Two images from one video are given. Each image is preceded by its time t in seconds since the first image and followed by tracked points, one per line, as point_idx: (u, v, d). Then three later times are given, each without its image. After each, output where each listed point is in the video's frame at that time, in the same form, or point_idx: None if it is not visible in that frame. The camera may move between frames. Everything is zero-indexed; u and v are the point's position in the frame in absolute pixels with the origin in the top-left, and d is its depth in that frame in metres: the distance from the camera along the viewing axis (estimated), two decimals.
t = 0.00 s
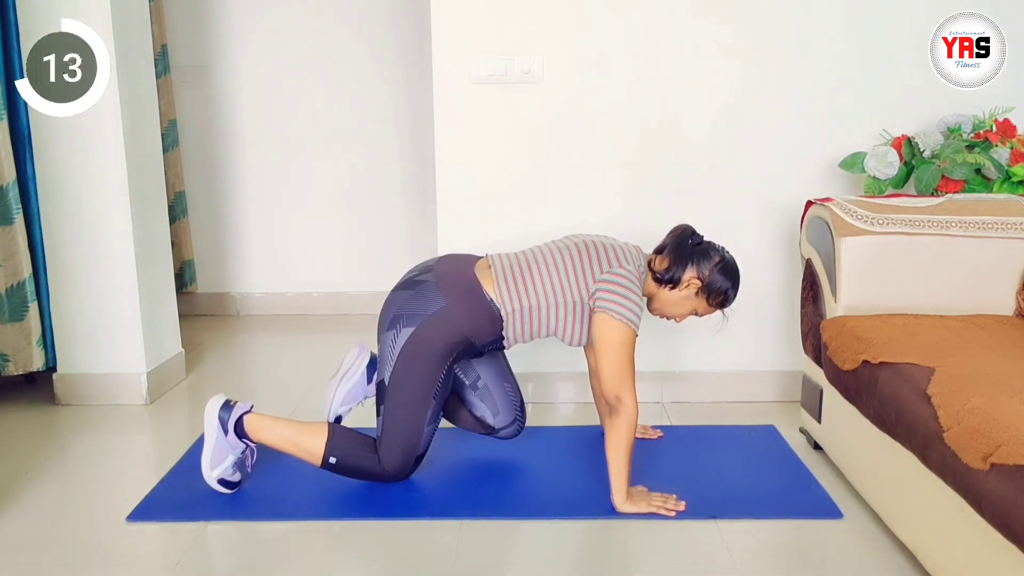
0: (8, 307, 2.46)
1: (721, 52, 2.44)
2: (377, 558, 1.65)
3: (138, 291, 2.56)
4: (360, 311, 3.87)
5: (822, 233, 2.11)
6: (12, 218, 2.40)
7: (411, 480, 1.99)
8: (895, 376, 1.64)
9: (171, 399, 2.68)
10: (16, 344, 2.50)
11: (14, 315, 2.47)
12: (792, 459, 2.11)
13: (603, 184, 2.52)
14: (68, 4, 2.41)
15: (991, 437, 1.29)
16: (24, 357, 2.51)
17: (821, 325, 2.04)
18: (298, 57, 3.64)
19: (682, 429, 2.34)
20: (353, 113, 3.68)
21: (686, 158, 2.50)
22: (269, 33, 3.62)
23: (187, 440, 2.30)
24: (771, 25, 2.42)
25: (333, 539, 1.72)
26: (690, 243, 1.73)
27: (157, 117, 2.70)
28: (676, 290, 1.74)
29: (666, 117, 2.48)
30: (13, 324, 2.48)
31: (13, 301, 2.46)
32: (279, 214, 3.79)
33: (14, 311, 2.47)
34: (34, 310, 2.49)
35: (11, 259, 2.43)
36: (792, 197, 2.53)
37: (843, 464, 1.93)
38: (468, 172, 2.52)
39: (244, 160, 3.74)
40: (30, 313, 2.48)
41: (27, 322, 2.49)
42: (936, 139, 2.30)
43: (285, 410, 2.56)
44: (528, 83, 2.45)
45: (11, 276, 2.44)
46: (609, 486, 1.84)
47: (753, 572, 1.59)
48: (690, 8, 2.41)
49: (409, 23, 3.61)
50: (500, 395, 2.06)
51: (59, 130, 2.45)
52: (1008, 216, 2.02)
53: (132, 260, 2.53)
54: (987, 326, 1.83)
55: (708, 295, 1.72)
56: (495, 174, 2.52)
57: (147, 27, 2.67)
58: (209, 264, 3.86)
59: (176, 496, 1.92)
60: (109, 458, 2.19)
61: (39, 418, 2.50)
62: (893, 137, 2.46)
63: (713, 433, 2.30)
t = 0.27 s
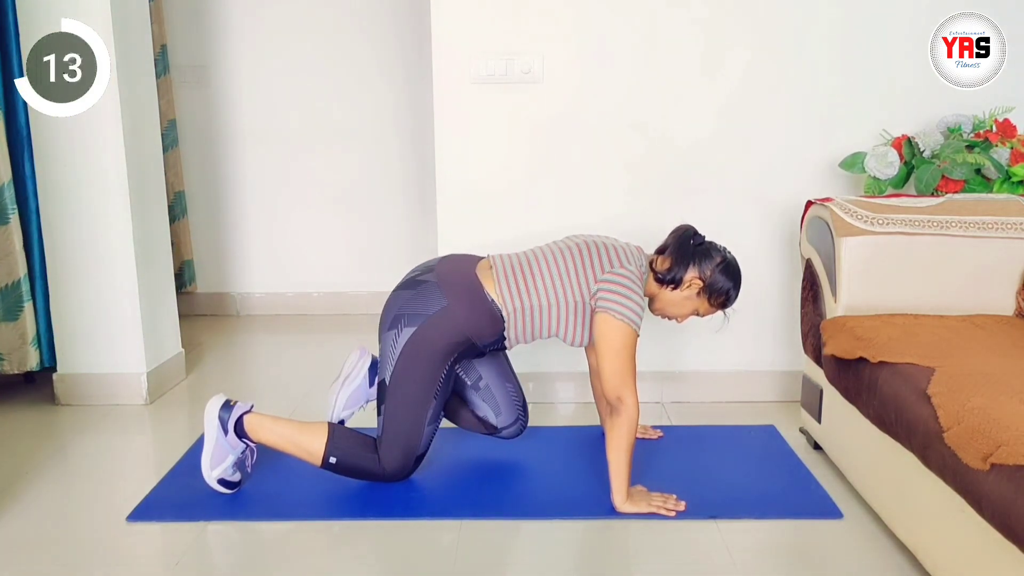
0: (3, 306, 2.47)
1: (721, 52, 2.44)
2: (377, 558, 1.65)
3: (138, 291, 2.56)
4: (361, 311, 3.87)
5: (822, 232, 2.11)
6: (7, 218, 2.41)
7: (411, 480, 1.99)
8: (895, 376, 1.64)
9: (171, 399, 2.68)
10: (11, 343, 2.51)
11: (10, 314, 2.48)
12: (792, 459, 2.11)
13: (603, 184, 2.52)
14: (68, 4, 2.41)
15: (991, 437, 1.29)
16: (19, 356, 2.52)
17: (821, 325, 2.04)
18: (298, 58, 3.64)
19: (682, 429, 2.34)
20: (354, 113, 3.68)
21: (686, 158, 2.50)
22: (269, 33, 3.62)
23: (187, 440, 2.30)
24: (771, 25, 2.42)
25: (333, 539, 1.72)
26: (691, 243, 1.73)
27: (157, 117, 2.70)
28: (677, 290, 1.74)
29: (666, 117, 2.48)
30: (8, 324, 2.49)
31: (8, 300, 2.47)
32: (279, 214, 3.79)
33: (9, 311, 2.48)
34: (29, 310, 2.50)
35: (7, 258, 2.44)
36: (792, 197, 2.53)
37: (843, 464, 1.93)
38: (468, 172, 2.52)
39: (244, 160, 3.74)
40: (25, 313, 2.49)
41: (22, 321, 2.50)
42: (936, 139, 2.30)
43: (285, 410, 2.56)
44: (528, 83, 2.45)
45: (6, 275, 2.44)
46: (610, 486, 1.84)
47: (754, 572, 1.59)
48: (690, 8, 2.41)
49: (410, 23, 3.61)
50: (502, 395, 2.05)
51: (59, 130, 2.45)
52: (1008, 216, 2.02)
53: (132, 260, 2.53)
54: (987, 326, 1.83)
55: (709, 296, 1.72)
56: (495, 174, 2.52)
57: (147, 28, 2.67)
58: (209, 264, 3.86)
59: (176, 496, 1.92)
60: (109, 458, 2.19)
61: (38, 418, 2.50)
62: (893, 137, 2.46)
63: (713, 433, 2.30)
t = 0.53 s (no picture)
0: None
1: (721, 52, 2.44)
2: (377, 558, 1.65)
3: (138, 292, 2.56)
4: (361, 311, 3.87)
5: (822, 232, 2.11)
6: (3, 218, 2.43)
7: (411, 480, 1.99)
8: (894, 376, 1.64)
9: (171, 399, 2.68)
10: (4, 342, 2.53)
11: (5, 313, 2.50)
12: (792, 460, 2.11)
13: (603, 184, 2.52)
14: (68, 4, 2.41)
15: (991, 437, 1.29)
16: (12, 356, 2.54)
17: (821, 326, 2.04)
18: (298, 58, 3.64)
19: (682, 429, 2.34)
20: (354, 113, 3.68)
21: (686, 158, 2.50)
22: (269, 33, 3.62)
23: (188, 440, 2.30)
24: (771, 25, 2.42)
25: (333, 539, 1.72)
26: (691, 243, 1.73)
27: (157, 117, 2.70)
28: (677, 290, 1.75)
29: (666, 117, 2.48)
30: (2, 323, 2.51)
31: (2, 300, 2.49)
32: (279, 214, 3.79)
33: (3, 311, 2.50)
34: (23, 309, 2.52)
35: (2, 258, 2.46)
36: (792, 197, 2.53)
37: (843, 464, 1.93)
38: (468, 172, 2.52)
39: (244, 160, 3.74)
40: (18, 313, 2.51)
41: (15, 321, 2.52)
42: (936, 139, 2.30)
43: (285, 410, 2.56)
44: (528, 83, 2.45)
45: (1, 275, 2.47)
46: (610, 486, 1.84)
47: (754, 572, 1.59)
48: (690, 8, 2.41)
49: (410, 23, 3.61)
50: (488, 403, 2.07)
51: (59, 130, 2.45)
52: (1008, 216, 2.02)
53: (132, 260, 2.54)
54: (986, 326, 1.83)
55: (710, 295, 1.72)
56: (495, 174, 2.52)
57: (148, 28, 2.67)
58: (210, 265, 3.86)
59: (176, 496, 1.92)
60: (109, 458, 2.19)
61: (38, 418, 2.50)
62: (893, 137, 2.46)
63: (713, 433, 2.30)
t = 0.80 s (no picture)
0: None
1: (721, 52, 2.44)
2: (377, 558, 1.65)
3: (138, 292, 2.56)
4: (361, 311, 3.87)
5: (822, 232, 2.11)
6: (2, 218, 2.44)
7: (411, 480, 1.99)
8: (894, 376, 1.64)
9: (171, 399, 2.68)
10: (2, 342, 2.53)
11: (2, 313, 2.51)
12: (792, 459, 2.11)
13: (603, 183, 2.52)
14: (69, 4, 2.41)
15: (991, 437, 1.29)
16: (10, 355, 2.54)
17: (821, 325, 2.04)
18: (298, 58, 3.64)
19: (682, 429, 2.34)
20: (354, 113, 3.68)
21: (686, 158, 2.50)
22: (269, 33, 3.62)
23: (188, 440, 2.30)
24: (771, 25, 2.42)
25: (333, 539, 1.72)
26: (692, 241, 1.74)
27: (157, 117, 2.70)
28: (679, 288, 1.75)
29: (666, 117, 2.48)
30: None
31: None
32: (279, 213, 3.79)
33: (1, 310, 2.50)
34: (20, 309, 2.53)
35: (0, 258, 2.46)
36: (792, 197, 2.53)
37: (843, 463, 1.93)
38: (468, 173, 2.52)
39: (244, 160, 3.74)
40: (16, 313, 2.52)
41: (11, 321, 2.53)
42: (936, 139, 2.30)
43: (285, 410, 2.56)
44: (528, 83, 2.45)
45: None
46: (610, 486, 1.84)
47: (754, 572, 1.59)
48: (690, 8, 2.41)
49: (410, 23, 3.61)
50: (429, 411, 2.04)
51: (59, 130, 2.45)
52: (1008, 216, 2.02)
53: (132, 260, 2.53)
54: (986, 326, 1.83)
55: (712, 292, 1.72)
56: (495, 174, 2.52)
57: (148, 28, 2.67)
58: (210, 265, 3.85)
59: (176, 495, 1.93)
60: (109, 458, 2.19)
61: (38, 418, 2.50)
62: (893, 137, 2.46)
63: (713, 433, 2.30)
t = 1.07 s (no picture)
0: None
1: (720, 52, 2.44)
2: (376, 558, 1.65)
3: (138, 292, 2.56)
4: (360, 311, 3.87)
5: (822, 232, 2.11)
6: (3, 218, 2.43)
7: (410, 480, 1.99)
8: (894, 376, 1.64)
9: (171, 399, 2.68)
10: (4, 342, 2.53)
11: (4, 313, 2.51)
12: (792, 459, 2.11)
13: (603, 184, 2.52)
14: (68, 4, 2.41)
15: (991, 437, 1.29)
16: (11, 355, 2.54)
17: (821, 326, 2.04)
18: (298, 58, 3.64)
19: (682, 429, 2.34)
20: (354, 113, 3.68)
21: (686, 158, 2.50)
22: (269, 33, 3.62)
23: (188, 440, 2.30)
24: (771, 25, 2.42)
25: (333, 539, 1.72)
26: (691, 238, 1.74)
27: (157, 117, 2.70)
28: (679, 286, 1.75)
29: (666, 117, 2.48)
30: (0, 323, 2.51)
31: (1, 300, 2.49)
32: (279, 214, 3.79)
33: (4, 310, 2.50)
34: (21, 309, 2.53)
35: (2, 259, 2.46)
36: (792, 197, 2.53)
37: (843, 464, 1.93)
38: (468, 172, 2.52)
39: (244, 160, 3.74)
40: (18, 312, 2.52)
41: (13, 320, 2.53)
42: (936, 139, 2.30)
43: (285, 410, 2.56)
44: (528, 83, 2.45)
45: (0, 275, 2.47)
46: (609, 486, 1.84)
47: (754, 572, 1.59)
48: (690, 8, 2.41)
49: (409, 23, 3.61)
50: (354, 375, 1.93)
51: (59, 130, 2.45)
52: (1008, 216, 2.02)
53: (132, 260, 2.53)
54: (986, 326, 1.83)
55: (712, 288, 1.72)
56: (495, 174, 2.52)
57: (147, 28, 2.67)
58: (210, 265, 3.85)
59: (176, 496, 1.92)
60: (108, 458, 2.19)
61: (38, 418, 2.50)
62: (893, 137, 2.46)
63: (713, 433, 2.30)
